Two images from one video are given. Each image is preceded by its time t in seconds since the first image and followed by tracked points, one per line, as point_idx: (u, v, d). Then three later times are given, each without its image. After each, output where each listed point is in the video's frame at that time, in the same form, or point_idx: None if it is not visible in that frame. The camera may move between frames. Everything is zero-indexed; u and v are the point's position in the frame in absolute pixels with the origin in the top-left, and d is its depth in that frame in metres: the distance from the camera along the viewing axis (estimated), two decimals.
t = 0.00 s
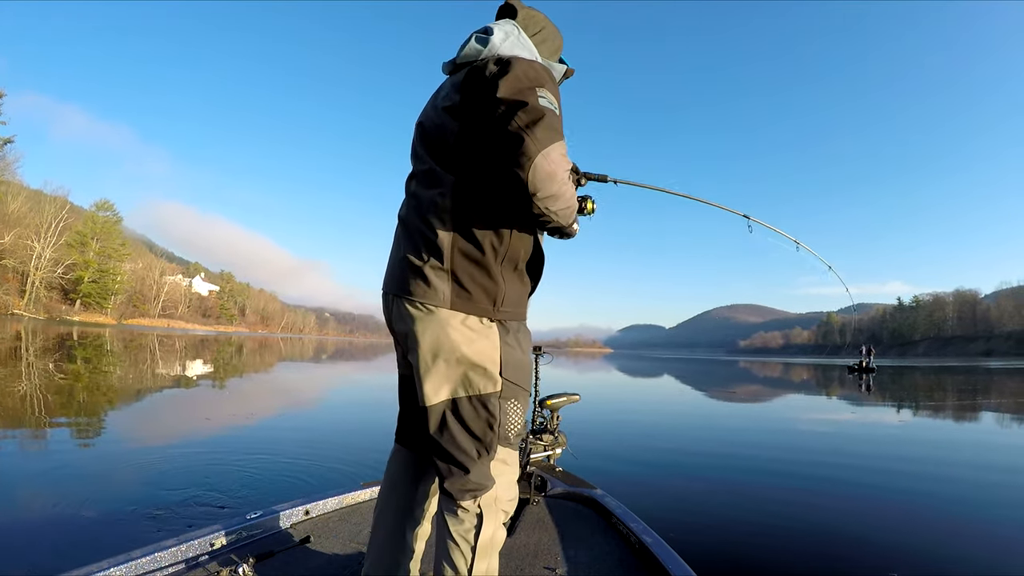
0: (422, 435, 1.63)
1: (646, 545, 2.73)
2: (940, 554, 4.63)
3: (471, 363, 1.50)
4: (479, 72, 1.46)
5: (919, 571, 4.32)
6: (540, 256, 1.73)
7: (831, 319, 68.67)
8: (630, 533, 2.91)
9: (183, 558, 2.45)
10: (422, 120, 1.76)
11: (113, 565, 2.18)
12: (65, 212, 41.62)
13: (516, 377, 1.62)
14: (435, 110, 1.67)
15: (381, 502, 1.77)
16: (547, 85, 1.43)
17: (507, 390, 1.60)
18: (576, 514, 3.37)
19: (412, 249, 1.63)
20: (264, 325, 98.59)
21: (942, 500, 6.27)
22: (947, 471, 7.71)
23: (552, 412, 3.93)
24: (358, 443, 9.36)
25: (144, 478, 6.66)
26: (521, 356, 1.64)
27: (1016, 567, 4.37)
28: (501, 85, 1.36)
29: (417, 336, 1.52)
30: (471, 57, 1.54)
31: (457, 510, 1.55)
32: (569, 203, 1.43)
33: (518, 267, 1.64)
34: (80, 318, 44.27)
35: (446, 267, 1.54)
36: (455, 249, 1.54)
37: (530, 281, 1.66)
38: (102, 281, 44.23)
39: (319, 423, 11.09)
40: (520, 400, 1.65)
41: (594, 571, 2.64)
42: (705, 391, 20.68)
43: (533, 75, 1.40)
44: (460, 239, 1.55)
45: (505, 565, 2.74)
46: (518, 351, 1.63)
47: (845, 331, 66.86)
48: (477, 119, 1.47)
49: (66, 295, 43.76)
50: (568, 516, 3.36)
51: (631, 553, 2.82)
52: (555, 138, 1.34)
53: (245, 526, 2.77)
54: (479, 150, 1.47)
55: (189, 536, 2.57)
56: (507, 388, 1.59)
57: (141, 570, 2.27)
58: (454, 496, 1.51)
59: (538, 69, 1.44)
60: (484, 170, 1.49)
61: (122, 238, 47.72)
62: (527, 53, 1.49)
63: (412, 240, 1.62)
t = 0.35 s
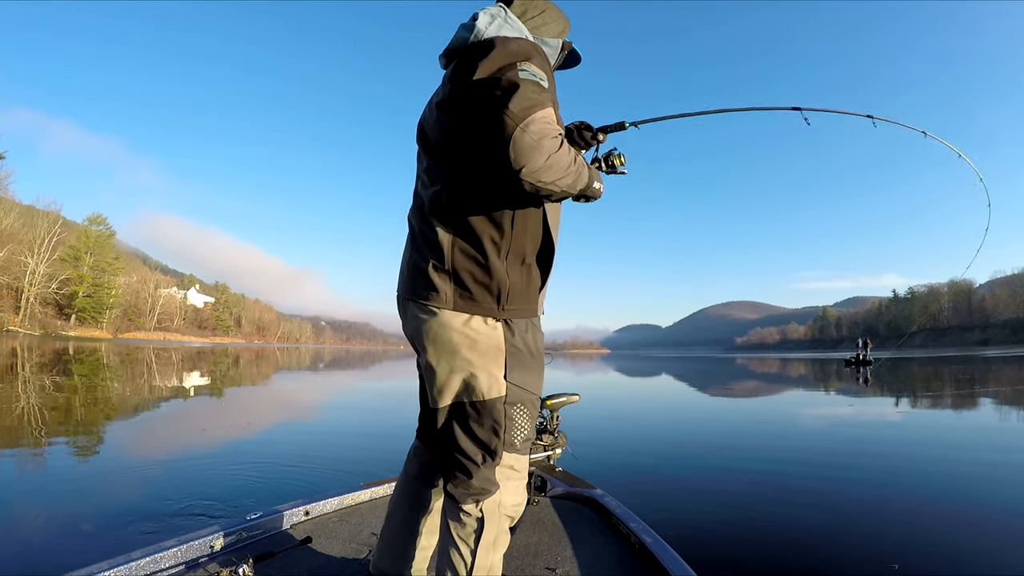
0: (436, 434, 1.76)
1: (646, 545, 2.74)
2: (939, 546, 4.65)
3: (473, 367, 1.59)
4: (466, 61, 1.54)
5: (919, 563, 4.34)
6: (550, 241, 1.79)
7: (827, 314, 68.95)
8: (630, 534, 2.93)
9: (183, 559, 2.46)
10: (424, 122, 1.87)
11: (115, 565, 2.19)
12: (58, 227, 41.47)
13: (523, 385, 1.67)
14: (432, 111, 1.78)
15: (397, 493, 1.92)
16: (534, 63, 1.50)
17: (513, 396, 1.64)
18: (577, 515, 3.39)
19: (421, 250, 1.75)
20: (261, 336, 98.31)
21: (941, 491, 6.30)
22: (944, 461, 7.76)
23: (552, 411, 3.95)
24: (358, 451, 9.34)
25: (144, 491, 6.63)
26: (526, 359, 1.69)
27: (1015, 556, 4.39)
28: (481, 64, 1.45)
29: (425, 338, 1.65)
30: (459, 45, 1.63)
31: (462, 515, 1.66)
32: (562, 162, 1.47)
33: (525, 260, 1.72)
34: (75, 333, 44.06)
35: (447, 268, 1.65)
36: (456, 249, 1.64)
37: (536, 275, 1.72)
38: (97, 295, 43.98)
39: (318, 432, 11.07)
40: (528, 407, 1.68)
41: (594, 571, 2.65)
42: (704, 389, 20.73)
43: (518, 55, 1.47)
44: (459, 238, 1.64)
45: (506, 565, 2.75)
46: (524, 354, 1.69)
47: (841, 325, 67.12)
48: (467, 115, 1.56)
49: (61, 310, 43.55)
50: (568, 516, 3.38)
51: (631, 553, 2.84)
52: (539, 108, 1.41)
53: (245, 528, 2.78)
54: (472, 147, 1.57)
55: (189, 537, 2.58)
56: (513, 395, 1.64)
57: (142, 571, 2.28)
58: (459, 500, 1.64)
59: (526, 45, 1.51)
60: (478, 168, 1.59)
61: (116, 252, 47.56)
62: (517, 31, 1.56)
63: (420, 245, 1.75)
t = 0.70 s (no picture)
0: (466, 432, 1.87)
1: (645, 545, 2.74)
2: (937, 545, 4.66)
3: (504, 371, 1.69)
4: (482, 62, 1.59)
5: (917, 562, 4.35)
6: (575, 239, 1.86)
7: (824, 313, 69.24)
8: (630, 534, 2.93)
9: (183, 559, 2.45)
10: (442, 127, 1.92)
11: (114, 565, 2.19)
12: (54, 227, 41.36)
13: (552, 386, 1.78)
14: (451, 115, 1.84)
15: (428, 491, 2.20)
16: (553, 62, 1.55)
17: (543, 399, 1.76)
18: (577, 515, 3.39)
19: (448, 256, 1.81)
20: (258, 336, 98.17)
21: (938, 490, 6.32)
22: (941, 460, 7.79)
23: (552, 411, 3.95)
24: (355, 451, 9.33)
25: (143, 492, 6.61)
26: (554, 358, 1.79)
27: (1013, 555, 4.40)
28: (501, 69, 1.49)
29: (457, 344, 1.74)
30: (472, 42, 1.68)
31: (482, 512, 1.77)
32: (595, 154, 1.50)
33: (552, 262, 1.78)
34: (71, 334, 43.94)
35: (474, 275, 1.72)
36: (483, 254, 1.71)
37: (563, 274, 1.80)
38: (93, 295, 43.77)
39: (316, 432, 11.05)
40: (556, 408, 1.81)
41: (595, 571, 2.65)
42: (700, 388, 20.79)
43: (538, 58, 1.52)
44: (486, 243, 1.71)
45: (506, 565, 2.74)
46: (552, 356, 1.79)
47: (838, 325, 67.40)
48: (488, 120, 1.62)
49: (57, 311, 43.42)
50: (568, 516, 3.38)
51: (631, 553, 2.84)
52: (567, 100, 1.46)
53: (245, 527, 2.78)
54: (495, 152, 1.63)
55: (189, 537, 2.58)
56: (543, 397, 1.75)
57: (142, 571, 2.28)
58: (481, 499, 1.75)
59: (542, 44, 1.55)
60: (503, 170, 1.64)
61: (112, 252, 47.48)
62: (527, 29, 1.62)
63: (445, 250, 1.82)
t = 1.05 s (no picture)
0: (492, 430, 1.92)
1: (646, 545, 2.74)
2: (933, 550, 4.66)
3: (540, 375, 1.77)
4: (539, 86, 1.67)
5: (913, 566, 4.35)
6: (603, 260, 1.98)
7: (821, 316, 69.57)
8: (630, 534, 2.93)
9: (183, 558, 2.45)
10: (481, 137, 1.96)
11: (114, 564, 2.18)
12: (53, 217, 41.28)
13: (579, 392, 1.90)
14: (496, 128, 1.87)
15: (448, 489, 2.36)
16: (604, 98, 1.67)
17: (570, 402, 1.87)
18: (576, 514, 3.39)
19: (483, 265, 1.85)
20: (254, 331, 98.17)
21: (933, 495, 6.32)
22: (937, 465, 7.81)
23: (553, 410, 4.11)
24: (353, 447, 9.33)
25: (140, 485, 6.60)
26: (581, 366, 1.91)
27: (1009, 561, 4.39)
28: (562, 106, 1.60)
29: (494, 348, 1.79)
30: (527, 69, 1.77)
31: (506, 506, 1.84)
32: (636, 199, 1.69)
33: (585, 278, 1.89)
34: (69, 325, 43.81)
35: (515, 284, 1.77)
36: (525, 266, 1.76)
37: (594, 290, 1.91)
38: (90, 287, 43.54)
39: (313, 427, 11.04)
40: (580, 411, 1.92)
41: (594, 571, 2.63)
42: (697, 389, 20.81)
43: (593, 92, 1.64)
44: (529, 254, 1.76)
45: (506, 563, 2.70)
46: (579, 362, 1.91)
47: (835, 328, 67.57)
48: (539, 139, 1.69)
49: (54, 302, 43.28)
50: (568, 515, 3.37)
51: (631, 553, 2.83)
52: (616, 138, 1.56)
53: (245, 526, 2.78)
54: (543, 170, 1.70)
55: (191, 536, 2.58)
56: (570, 401, 1.87)
57: (142, 569, 2.27)
58: (507, 493, 1.82)
59: (595, 80, 1.67)
60: (549, 187, 1.71)
61: (110, 244, 47.25)
62: (580, 63, 1.73)
63: (482, 258, 1.85)
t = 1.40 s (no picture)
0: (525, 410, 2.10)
1: (645, 545, 2.75)
2: (929, 550, 4.68)
3: (570, 360, 1.98)
4: (577, 132, 1.88)
5: (909, 566, 4.36)
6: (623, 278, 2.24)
7: (818, 317, 69.81)
8: (630, 534, 2.93)
9: (183, 559, 2.45)
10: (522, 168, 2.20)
11: (114, 565, 2.18)
12: (48, 217, 41.14)
13: (601, 376, 2.10)
14: (535, 162, 2.10)
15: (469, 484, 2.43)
16: (632, 148, 1.91)
17: (593, 384, 2.06)
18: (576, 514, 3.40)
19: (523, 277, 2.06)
20: (251, 330, 97.94)
21: (930, 495, 6.35)
22: (933, 466, 7.85)
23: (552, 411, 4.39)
24: (351, 447, 9.33)
25: (139, 485, 6.59)
26: (603, 357, 2.12)
27: (1005, 561, 4.41)
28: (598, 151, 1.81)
29: (530, 339, 2.01)
30: (567, 120, 1.97)
31: (539, 467, 1.99)
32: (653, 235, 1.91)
33: (607, 287, 2.12)
34: (64, 325, 43.62)
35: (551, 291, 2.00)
36: (559, 277, 2.00)
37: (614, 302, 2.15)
38: (87, 287, 43.34)
39: (311, 427, 11.03)
40: (601, 393, 2.12)
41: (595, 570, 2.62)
42: (694, 389, 20.85)
43: (624, 139, 1.88)
44: (562, 268, 1.99)
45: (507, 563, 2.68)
46: (601, 354, 2.12)
47: (831, 328, 67.77)
48: (576, 173, 1.92)
49: (50, 302, 43.09)
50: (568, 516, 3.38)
51: (631, 553, 2.84)
52: (639, 183, 1.81)
53: (245, 527, 2.78)
54: (578, 199, 1.95)
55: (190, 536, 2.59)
56: (593, 383, 2.06)
57: (142, 570, 2.27)
58: (540, 454, 1.98)
59: (623, 131, 1.91)
60: (583, 213, 1.96)
61: (107, 244, 47.03)
62: (610, 118, 1.98)
63: (521, 269, 2.07)
